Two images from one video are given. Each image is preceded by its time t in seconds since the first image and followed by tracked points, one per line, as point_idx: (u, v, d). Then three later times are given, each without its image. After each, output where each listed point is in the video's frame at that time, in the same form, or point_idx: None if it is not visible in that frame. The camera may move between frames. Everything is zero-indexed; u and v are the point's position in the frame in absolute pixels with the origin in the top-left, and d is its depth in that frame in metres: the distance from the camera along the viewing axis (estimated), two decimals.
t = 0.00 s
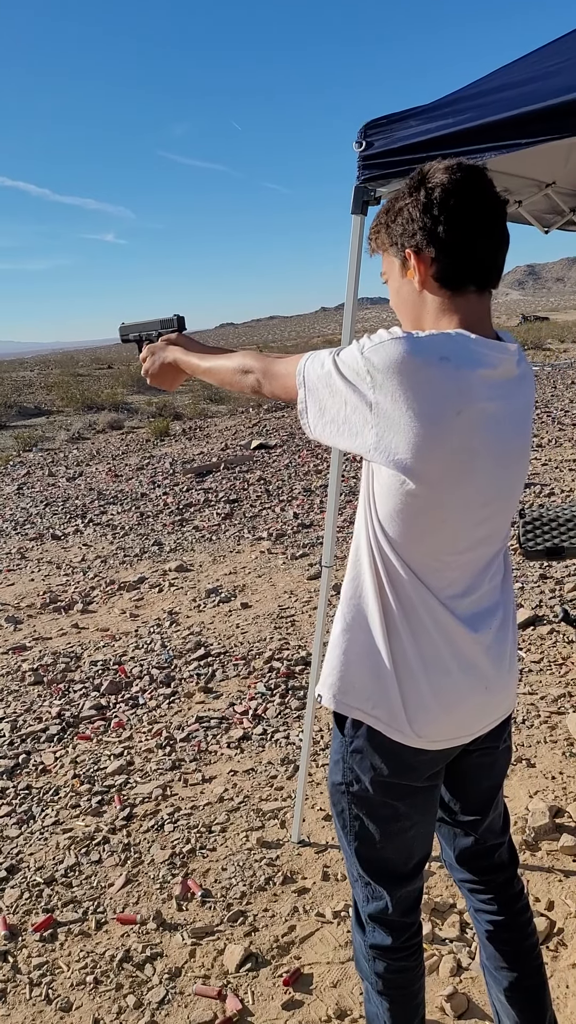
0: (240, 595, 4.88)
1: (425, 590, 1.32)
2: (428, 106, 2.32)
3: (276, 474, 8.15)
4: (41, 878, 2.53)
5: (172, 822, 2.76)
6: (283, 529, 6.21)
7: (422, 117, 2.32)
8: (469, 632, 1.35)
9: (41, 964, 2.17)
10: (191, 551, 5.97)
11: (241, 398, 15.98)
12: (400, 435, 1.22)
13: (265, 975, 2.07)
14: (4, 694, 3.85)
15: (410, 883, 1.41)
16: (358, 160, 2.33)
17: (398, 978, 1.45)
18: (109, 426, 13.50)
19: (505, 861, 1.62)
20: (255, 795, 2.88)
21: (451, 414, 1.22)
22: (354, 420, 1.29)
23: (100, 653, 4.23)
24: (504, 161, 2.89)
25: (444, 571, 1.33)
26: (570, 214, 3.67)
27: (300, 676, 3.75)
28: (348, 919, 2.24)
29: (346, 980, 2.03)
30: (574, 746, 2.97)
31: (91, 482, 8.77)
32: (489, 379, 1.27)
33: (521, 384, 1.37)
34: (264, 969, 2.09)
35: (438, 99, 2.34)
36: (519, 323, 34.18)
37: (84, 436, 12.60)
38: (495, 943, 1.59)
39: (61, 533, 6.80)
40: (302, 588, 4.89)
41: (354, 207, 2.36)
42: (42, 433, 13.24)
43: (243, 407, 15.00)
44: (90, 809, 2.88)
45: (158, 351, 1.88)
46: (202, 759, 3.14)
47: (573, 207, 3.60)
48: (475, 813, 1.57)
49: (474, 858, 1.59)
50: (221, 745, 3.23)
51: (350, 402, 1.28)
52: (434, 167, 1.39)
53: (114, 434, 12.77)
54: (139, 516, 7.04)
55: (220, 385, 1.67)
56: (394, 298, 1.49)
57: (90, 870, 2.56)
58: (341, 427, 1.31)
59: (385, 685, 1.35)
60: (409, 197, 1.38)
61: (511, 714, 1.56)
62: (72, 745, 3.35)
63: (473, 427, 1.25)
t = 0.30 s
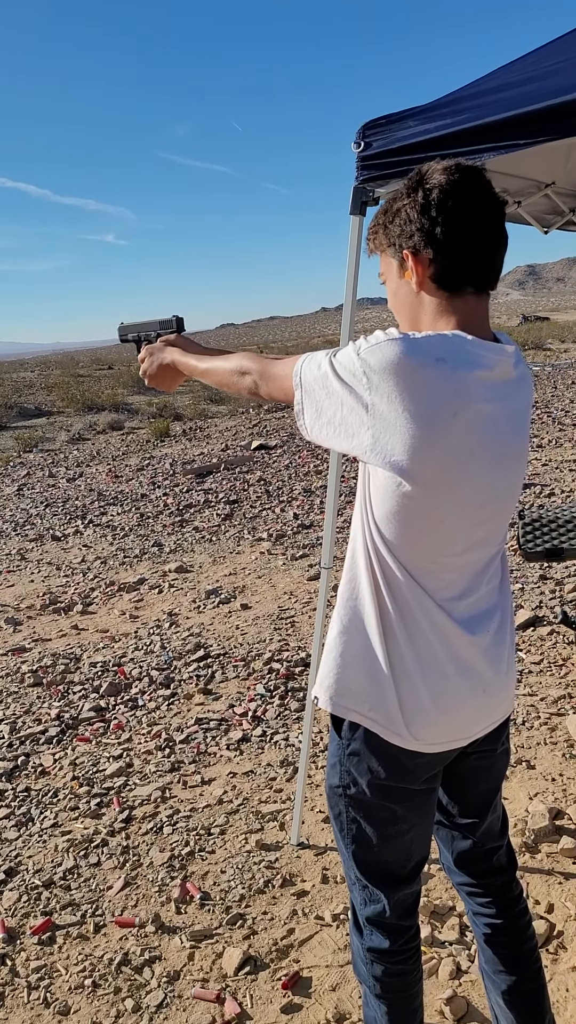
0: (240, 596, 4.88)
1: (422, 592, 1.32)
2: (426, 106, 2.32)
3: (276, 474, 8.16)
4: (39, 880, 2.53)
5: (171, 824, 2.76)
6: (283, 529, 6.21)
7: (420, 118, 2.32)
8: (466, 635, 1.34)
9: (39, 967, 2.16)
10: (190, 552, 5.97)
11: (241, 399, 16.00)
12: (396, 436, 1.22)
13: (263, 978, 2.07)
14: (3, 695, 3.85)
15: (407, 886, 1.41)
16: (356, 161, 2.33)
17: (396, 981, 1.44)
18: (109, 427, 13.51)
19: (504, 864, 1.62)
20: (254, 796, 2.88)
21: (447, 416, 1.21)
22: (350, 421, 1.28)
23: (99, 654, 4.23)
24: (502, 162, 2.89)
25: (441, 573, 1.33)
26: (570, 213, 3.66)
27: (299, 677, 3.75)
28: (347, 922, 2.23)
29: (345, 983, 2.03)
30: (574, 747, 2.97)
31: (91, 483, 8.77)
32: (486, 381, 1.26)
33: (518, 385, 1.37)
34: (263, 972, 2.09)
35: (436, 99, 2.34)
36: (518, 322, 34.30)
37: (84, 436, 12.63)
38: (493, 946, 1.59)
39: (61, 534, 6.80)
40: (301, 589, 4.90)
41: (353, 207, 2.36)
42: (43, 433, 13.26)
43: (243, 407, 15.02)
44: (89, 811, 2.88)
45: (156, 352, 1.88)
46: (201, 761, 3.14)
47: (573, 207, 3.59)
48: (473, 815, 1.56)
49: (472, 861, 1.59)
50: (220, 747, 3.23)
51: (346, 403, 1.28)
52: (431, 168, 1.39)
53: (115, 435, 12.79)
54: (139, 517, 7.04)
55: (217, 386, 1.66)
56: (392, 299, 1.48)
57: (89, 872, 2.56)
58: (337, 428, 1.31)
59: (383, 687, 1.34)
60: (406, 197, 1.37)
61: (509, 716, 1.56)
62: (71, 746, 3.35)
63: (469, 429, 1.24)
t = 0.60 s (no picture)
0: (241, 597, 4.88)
1: (422, 595, 1.32)
2: (427, 107, 2.32)
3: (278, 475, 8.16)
4: (40, 882, 2.53)
5: (172, 825, 2.76)
6: (284, 530, 6.21)
7: (421, 119, 2.32)
8: (467, 638, 1.34)
9: (40, 969, 2.16)
10: (192, 552, 5.98)
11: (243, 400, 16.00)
12: (396, 438, 1.22)
13: (264, 981, 2.06)
14: (5, 696, 3.85)
15: (408, 890, 1.41)
16: (357, 162, 2.33)
17: (397, 985, 1.44)
18: (112, 428, 13.53)
19: (505, 867, 1.61)
20: (255, 798, 2.87)
21: (448, 418, 1.21)
22: (350, 424, 1.28)
23: (101, 656, 4.23)
24: (503, 163, 2.89)
25: (442, 576, 1.33)
26: (571, 214, 3.66)
27: (301, 678, 3.75)
28: (348, 924, 2.23)
29: (346, 986, 2.02)
30: None
31: (93, 484, 8.78)
32: (486, 383, 1.26)
33: (519, 387, 1.37)
34: (264, 975, 2.08)
35: (437, 100, 2.33)
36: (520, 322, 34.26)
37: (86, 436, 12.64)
38: (494, 950, 1.59)
39: (63, 534, 6.81)
40: (303, 590, 4.89)
41: (354, 208, 2.35)
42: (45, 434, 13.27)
43: (245, 407, 15.03)
44: (90, 813, 2.88)
45: (157, 356, 1.88)
46: (202, 762, 3.14)
47: (574, 207, 3.59)
48: (474, 818, 1.56)
49: (473, 864, 1.59)
50: (221, 748, 3.23)
51: (346, 405, 1.28)
52: (431, 169, 1.39)
53: (117, 435, 12.81)
54: (141, 518, 7.05)
55: (217, 389, 1.66)
56: (392, 301, 1.48)
57: (90, 874, 2.55)
58: (338, 430, 1.31)
59: (383, 690, 1.34)
60: (406, 199, 1.37)
61: (510, 719, 1.55)
62: (73, 748, 3.35)
63: (469, 431, 1.24)
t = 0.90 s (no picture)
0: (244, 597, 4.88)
1: (425, 596, 1.31)
2: (430, 107, 2.32)
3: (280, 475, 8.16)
4: (43, 882, 2.53)
5: (175, 826, 2.76)
6: (287, 531, 6.21)
7: (424, 119, 2.32)
8: (470, 639, 1.34)
9: (42, 970, 2.16)
10: (194, 553, 5.98)
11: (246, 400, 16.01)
12: (399, 439, 1.22)
13: (267, 982, 2.06)
14: (7, 696, 3.85)
15: (411, 892, 1.40)
16: (360, 163, 2.33)
17: (400, 987, 1.44)
18: (114, 428, 13.54)
19: (507, 869, 1.61)
20: (258, 799, 2.87)
21: (451, 419, 1.21)
22: (353, 425, 1.28)
23: (103, 656, 4.23)
24: (506, 163, 2.89)
25: (444, 577, 1.33)
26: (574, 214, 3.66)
27: (303, 678, 3.75)
28: (350, 926, 2.23)
29: (349, 987, 2.03)
30: None
31: (95, 484, 8.79)
32: (489, 384, 1.26)
33: (522, 388, 1.37)
34: (266, 976, 2.08)
35: (440, 100, 2.33)
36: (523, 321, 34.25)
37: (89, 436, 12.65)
38: (497, 951, 1.59)
39: (65, 534, 6.81)
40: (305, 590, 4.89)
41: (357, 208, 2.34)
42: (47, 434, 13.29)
43: (248, 407, 15.03)
44: (93, 813, 2.88)
45: (159, 356, 1.88)
46: (204, 763, 3.13)
47: None
48: (477, 819, 1.56)
49: (476, 866, 1.58)
50: (224, 749, 3.23)
51: (349, 406, 1.28)
52: (435, 170, 1.38)
53: (120, 435, 12.82)
54: (143, 518, 7.05)
55: (219, 390, 1.66)
56: (395, 301, 1.48)
57: (92, 875, 2.55)
58: (341, 431, 1.30)
59: (386, 692, 1.34)
60: (410, 199, 1.37)
61: (513, 721, 1.55)
62: (75, 748, 3.35)
63: (473, 432, 1.24)
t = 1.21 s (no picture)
0: (247, 598, 4.88)
1: (428, 597, 1.31)
2: (433, 108, 2.32)
3: (283, 475, 8.17)
4: (46, 882, 2.53)
5: (178, 826, 2.76)
6: (290, 531, 6.21)
7: (427, 120, 2.32)
8: (473, 640, 1.34)
9: (45, 970, 2.17)
10: (197, 553, 5.99)
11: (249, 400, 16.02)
12: (402, 440, 1.22)
13: (270, 983, 2.06)
14: (10, 696, 3.86)
15: (414, 892, 1.40)
16: (363, 163, 2.33)
17: (403, 988, 1.44)
18: (117, 428, 13.56)
19: (511, 870, 1.61)
20: (261, 799, 2.88)
21: (455, 419, 1.21)
22: (357, 425, 1.28)
23: (106, 656, 4.23)
24: (509, 163, 2.89)
25: (447, 578, 1.32)
26: None
27: (306, 678, 3.75)
28: (353, 927, 2.23)
29: (352, 988, 2.03)
30: None
31: (98, 484, 8.80)
32: (493, 384, 1.26)
33: (525, 388, 1.37)
34: (269, 977, 2.08)
35: (444, 101, 2.33)
36: (526, 322, 34.23)
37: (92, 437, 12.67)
38: (500, 952, 1.58)
39: (68, 534, 6.82)
40: (309, 591, 4.89)
41: (361, 208, 2.34)
42: (50, 434, 13.31)
43: (251, 407, 15.04)
44: (96, 813, 2.88)
45: (163, 356, 1.88)
46: (207, 763, 3.14)
47: None
48: (480, 820, 1.56)
49: (479, 867, 1.58)
50: (227, 749, 3.23)
51: (352, 407, 1.28)
52: (438, 170, 1.38)
53: (123, 436, 12.84)
54: (146, 518, 7.06)
55: (222, 391, 1.66)
56: (399, 303, 1.48)
57: (95, 875, 2.56)
58: (344, 432, 1.30)
59: (389, 693, 1.34)
60: (413, 201, 1.37)
61: (516, 722, 1.55)
62: (78, 748, 3.35)
63: (476, 433, 1.24)
